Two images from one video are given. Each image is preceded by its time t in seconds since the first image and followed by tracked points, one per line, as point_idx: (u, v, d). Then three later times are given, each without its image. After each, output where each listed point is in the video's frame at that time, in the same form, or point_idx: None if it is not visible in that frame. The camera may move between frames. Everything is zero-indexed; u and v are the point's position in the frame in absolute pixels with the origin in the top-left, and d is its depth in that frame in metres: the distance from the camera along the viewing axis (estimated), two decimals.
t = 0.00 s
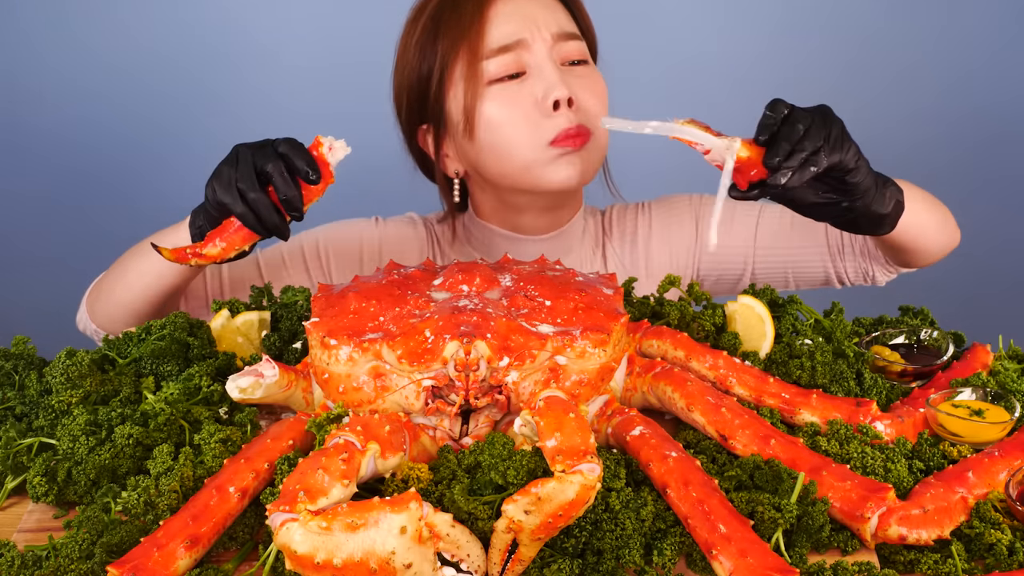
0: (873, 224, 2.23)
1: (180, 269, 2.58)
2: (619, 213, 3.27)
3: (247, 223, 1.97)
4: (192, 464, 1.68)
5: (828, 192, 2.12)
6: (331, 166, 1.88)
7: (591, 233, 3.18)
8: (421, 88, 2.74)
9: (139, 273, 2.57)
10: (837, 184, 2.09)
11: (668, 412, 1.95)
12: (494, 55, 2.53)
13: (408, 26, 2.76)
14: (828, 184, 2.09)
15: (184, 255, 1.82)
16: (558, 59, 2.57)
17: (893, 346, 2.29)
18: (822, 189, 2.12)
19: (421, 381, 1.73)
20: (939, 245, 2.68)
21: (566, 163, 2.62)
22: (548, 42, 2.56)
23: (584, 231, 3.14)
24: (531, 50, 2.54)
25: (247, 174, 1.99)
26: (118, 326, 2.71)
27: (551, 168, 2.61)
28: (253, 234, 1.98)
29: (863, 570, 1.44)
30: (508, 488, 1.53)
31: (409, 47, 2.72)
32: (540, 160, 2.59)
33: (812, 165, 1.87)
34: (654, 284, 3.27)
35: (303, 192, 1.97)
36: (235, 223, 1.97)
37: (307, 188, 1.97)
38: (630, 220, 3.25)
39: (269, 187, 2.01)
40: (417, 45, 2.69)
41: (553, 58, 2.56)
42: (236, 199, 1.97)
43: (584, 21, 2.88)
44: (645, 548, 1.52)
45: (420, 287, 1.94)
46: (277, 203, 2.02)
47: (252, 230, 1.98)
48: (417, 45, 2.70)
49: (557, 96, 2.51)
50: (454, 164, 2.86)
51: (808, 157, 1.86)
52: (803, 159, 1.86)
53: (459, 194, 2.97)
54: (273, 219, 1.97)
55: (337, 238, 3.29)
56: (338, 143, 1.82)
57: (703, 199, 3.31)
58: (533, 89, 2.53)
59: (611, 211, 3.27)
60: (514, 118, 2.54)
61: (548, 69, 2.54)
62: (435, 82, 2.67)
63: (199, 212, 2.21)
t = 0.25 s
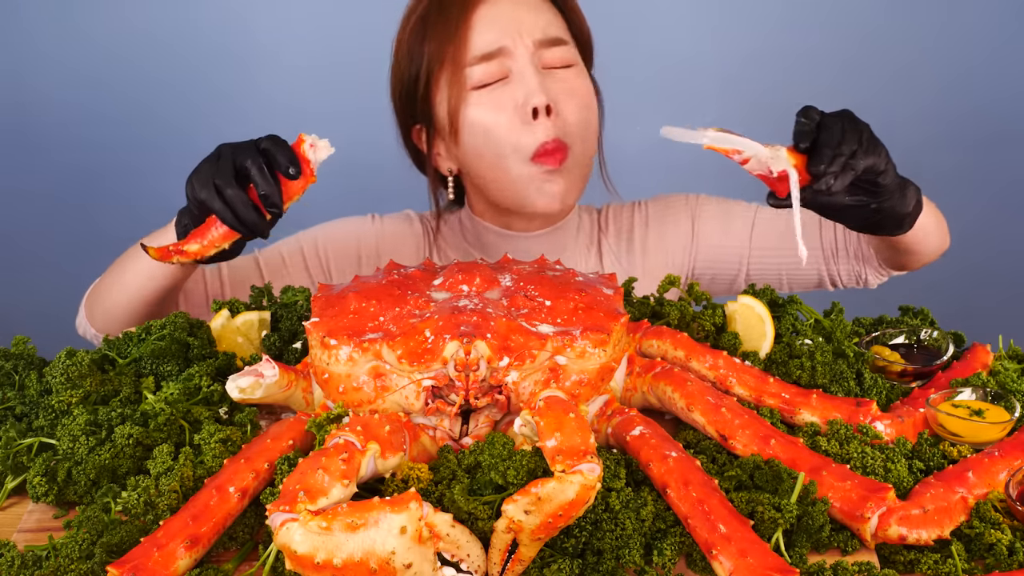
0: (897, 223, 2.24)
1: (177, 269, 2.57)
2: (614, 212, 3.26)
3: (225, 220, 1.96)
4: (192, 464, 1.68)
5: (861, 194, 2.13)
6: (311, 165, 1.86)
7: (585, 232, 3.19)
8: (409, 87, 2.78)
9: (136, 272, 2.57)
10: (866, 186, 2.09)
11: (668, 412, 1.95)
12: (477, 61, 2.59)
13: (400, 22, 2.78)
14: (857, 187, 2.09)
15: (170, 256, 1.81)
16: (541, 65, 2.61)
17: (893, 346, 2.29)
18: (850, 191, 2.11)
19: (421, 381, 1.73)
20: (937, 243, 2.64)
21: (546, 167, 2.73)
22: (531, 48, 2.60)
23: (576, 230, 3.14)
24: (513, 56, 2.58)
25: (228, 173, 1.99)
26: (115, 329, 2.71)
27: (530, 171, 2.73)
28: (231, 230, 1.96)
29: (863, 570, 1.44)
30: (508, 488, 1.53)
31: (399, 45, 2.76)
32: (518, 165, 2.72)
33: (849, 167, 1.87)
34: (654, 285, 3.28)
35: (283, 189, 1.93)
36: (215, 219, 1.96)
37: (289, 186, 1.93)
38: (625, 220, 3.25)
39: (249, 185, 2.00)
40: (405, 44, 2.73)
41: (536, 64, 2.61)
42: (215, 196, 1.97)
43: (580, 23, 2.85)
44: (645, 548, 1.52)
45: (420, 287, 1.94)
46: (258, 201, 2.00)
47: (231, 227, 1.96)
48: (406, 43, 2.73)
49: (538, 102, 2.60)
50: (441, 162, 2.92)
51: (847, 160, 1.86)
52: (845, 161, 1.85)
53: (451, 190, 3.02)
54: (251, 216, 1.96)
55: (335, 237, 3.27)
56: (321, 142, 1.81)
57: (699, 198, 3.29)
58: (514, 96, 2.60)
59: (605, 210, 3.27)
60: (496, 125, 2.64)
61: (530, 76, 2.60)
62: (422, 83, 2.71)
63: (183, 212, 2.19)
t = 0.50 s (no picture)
0: (921, 227, 2.25)
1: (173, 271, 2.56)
2: (612, 213, 3.27)
3: (205, 216, 1.97)
4: (192, 464, 1.68)
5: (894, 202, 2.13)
6: (292, 162, 1.84)
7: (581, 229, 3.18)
8: (395, 93, 2.83)
9: (132, 275, 2.55)
10: (900, 192, 2.08)
11: (668, 412, 1.95)
12: (454, 66, 2.60)
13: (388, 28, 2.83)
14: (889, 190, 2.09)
15: (153, 256, 1.82)
16: (517, 68, 2.59)
17: (893, 346, 2.28)
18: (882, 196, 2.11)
19: (421, 380, 1.73)
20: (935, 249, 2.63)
21: (528, 169, 2.69)
22: (506, 52, 2.58)
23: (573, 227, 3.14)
24: (488, 62, 2.57)
25: (207, 169, 1.99)
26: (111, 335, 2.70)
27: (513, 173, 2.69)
28: (212, 228, 1.98)
29: (863, 570, 1.44)
30: (508, 488, 1.53)
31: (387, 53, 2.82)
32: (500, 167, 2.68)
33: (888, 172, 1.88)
34: (654, 284, 3.26)
35: (262, 184, 1.92)
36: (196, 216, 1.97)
37: (267, 184, 1.91)
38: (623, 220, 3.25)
39: (230, 182, 2.00)
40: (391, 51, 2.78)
41: (511, 67, 2.58)
42: (195, 193, 1.98)
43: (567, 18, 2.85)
44: (645, 548, 1.52)
45: (420, 287, 1.94)
46: (238, 197, 2.00)
47: (211, 223, 1.97)
48: (393, 50, 2.79)
49: (513, 109, 2.57)
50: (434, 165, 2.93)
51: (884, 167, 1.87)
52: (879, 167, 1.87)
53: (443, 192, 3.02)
54: (229, 211, 1.96)
55: (331, 237, 3.28)
56: (303, 140, 1.79)
57: (699, 202, 3.30)
58: (490, 100, 2.58)
59: (603, 210, 3.27)
60: (473, 129, 2.62)
61: (505, 79, 2.57)
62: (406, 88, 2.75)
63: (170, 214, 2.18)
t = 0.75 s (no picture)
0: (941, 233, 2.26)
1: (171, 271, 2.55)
2: (612, 214, 3.27)
3: (198, 218, 1.97)
4: (192, 464, 1.68)
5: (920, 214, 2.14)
6: (286, 165, 1.84)
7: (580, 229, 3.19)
8: (390, 95, 2.82)
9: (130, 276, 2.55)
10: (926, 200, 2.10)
11: (668, 412, 1.95)
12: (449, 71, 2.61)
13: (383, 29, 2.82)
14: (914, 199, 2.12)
15: (146, 259, 1.83)
16: (511, 73, 2.60)
17: (893, 346, 2.28)
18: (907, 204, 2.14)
19: (421, 381, 1.73)
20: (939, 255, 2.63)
21: (523, 172, 2.73)
22: (500, 57, 2.59)
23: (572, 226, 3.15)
24: (482, 67, 2.58)
25: (200, 172, 1.99)
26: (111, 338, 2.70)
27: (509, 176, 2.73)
28: (205, 230, 1.99)
29: (863, 570, 1.44)
30: (508, 488, 1.53)
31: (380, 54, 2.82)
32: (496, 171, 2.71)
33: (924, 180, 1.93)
34: (654, 284, 3.26)
35: (257, 185, 1.93)
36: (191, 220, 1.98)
37: (261, 185, 1.93)
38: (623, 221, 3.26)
39: (222, 183, 2.00)
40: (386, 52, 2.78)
41: (505, 72, 2.59)
42: (189, 195, 1.97)
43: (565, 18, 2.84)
44: (645, 548, 1.52)
45: (420, 287, 1.94)
46: (231, 199, 2.00)
47: (204, 225, 1.98)
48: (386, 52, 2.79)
49: (507, 114, 2.60)
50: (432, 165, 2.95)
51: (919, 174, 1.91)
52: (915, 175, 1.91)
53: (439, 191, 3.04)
54: (222, 213, 1.95)
55: (329, 236, 3.29)
56: (297, 143, 1.79)
57: (699, 204, 3.31)
58: (484, 106, 2.61)
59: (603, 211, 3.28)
60: (468, 134, 2.65)
61: (499, 85, 2.59)
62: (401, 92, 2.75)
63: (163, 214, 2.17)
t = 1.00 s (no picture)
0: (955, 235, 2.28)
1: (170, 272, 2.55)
2: (614, 216, 3.27)
3: (199, 216, 1.97)
4: (192, 464, 1.68)
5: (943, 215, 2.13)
6: (289, 163, 1.83)
7: (582, 230, 3.19)
8: (392, 94, 2.83)
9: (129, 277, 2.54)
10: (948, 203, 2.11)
11: (668, 412, 1.95)
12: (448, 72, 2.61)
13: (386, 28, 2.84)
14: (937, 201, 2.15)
15: (147, 257, 1.82)
16: (510, 73, 2.59)
17: (893, 346, 2.28)
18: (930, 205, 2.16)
19: (421, 381, 1.73)
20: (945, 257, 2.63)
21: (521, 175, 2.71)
22: (499, 58, 2.58)
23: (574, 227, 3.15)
24: (481, 67, 2.58)
25: (203, 171, 1.99)
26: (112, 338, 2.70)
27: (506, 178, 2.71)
28: (207, 229, 1.98)
29: (863, 570, 1.44)
30: (508, 488, 1.53)
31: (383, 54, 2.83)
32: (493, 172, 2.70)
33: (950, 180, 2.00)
34: (654, 284, 3.26)
35: (258, 184, 1.92)
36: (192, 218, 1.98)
37: (263, 184, 1.92)
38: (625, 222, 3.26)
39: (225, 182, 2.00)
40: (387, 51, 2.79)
41: (504, 73, 2.58)
42: (191, 193, 1.97)
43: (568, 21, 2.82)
44: (645, 548, 1.52)
45: (420, 287, 1.94)
46: (233, 197, 2.00)
47: (205, 224, 1.97)
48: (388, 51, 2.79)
49: (505, 115, 2.58)
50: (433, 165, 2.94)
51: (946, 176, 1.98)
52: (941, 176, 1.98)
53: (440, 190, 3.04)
54: (223, 211, 1.96)
55: (329, 236, 3.29)
56: (300, 142, 1.78)
57: (702, 206, 3.31)
58: (483, 106, 2.60)
59: (605, 212, 3.29)
60: (465, 135, 2.64)
61: (498, 86, 2.58)
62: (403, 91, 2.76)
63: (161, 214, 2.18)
